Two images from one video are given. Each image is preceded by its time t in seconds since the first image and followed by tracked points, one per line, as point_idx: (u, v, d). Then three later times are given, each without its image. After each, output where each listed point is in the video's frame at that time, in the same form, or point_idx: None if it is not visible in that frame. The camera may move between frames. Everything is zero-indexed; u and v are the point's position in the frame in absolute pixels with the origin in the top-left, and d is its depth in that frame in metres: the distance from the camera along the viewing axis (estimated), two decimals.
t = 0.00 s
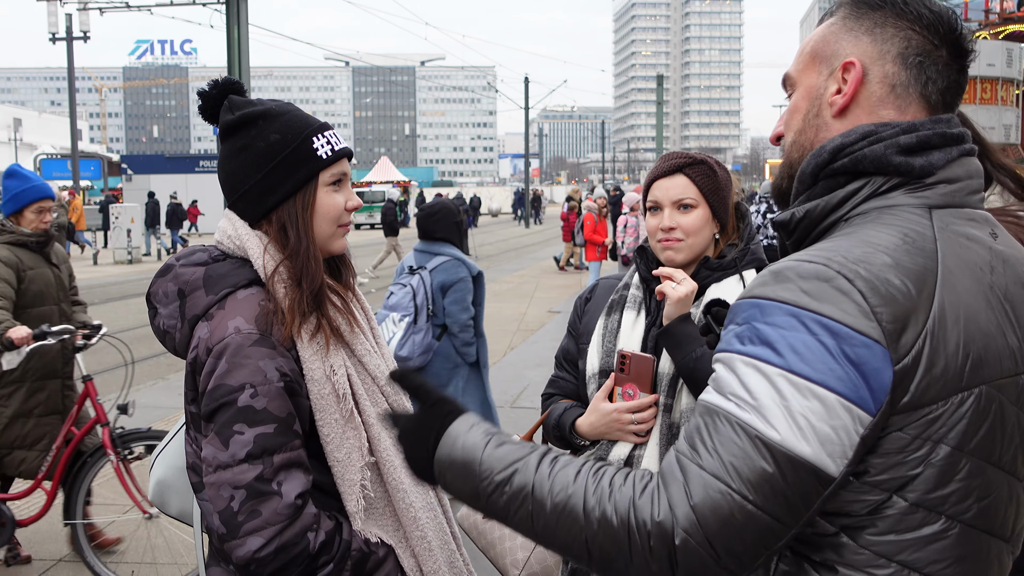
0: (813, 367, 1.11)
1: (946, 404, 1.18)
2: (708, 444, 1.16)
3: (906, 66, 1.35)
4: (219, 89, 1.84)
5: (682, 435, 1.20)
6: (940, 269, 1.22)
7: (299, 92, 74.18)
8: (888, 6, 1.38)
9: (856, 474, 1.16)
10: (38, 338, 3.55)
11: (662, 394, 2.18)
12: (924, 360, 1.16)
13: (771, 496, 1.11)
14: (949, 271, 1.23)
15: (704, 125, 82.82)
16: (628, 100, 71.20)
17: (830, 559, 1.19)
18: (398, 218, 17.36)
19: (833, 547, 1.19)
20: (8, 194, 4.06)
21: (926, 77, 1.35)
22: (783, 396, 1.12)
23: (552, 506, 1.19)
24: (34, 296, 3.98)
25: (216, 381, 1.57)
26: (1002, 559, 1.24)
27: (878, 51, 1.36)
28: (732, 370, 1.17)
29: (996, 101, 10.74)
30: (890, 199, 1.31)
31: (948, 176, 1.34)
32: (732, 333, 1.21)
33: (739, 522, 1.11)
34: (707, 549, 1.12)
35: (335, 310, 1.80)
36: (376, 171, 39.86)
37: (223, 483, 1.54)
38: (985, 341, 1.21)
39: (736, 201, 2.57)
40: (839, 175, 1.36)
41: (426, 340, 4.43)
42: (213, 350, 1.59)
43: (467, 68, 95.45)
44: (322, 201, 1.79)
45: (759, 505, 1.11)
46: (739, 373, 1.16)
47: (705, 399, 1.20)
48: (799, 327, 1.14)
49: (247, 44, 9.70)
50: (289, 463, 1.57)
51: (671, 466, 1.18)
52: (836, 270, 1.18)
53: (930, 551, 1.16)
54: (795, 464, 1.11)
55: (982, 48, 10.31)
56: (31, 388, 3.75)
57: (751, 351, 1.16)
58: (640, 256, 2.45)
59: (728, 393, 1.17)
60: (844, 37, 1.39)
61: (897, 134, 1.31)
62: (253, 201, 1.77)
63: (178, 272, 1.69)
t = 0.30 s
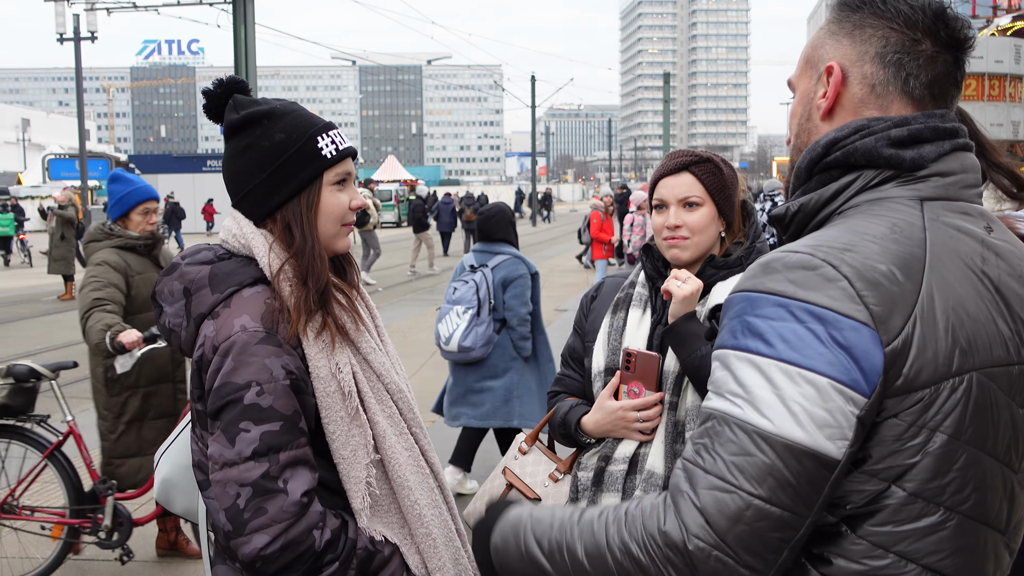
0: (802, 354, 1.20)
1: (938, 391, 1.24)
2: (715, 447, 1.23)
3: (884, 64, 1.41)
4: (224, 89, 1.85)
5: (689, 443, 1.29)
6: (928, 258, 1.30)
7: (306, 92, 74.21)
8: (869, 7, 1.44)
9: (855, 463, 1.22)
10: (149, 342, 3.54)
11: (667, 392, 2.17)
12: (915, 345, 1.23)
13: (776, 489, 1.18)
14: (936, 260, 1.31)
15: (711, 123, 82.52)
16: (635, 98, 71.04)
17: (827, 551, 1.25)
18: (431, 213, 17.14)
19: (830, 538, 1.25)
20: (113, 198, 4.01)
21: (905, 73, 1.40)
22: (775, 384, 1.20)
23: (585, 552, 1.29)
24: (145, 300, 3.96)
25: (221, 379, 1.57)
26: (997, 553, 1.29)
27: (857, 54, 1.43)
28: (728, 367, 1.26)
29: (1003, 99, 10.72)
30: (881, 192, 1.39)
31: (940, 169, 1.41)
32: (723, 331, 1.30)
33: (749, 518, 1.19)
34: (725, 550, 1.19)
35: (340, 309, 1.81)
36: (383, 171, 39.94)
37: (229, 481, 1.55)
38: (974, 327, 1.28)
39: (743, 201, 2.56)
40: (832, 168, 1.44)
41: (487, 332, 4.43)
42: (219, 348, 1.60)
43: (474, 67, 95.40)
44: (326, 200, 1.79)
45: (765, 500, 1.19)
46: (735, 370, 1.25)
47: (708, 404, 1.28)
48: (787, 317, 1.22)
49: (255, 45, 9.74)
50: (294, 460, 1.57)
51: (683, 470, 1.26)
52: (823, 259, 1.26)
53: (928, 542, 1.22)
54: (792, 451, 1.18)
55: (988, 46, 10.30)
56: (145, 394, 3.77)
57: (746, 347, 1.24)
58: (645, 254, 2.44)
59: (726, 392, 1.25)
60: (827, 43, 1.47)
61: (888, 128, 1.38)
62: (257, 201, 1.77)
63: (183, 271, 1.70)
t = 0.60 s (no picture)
0: (792, 364, 1.26)
1: (931, 391, 1.26)
2: (718, 466, 1.32)
3: (872, 66, 1.41)
4: (233, 88, 1.85)
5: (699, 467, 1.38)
6: (920, 259, 1.32)
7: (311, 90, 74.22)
8: (859, 9, 1.43)
9: (852, 463, 1.27)
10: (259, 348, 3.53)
11: (677, 390, 2.17)
12: (906, 347, 1.25)
13: (777, 500, 1.26)
14: (930, 261, 1.32)
15: (717, 120, 82.39)
16: (641, 95, 70.87)
17: (827, 549, 1.30)
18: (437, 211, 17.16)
19: (831, 538, 1.30)
20: (217, 201, 4.13)
21: (893, 75, 1.40)
22: (768, 395, 1.27)
23: None
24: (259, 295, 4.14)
25: (233, 376, 1.58)
26: (994, 549, 1.32)
27: (846, 56, 1.43)
28: (724, 378, 1.34)
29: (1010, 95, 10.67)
30: (877, 193, 1.40)
31: (937, 169, 1.41)
32: (721, 343, 1.37)
33: (756, 530, 1.27)
34: (745, 563, 1.28)
35: (349, 306, 1.81)
36: (389, 169, 39.93)
37: (241, 477, 1.55)
38: (966, 327, 1.29)
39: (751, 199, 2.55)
40: (828, 169, 1.45)
41: (536, 314, 4.39)
42: (231, 345, 1.60)
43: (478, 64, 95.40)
44: (335, 199, 1.79)
45: (768, 511, 1.27)
46: (731, 385, 1.32)
47: (711, 421, 1.36)
48: (779, 327, 1.28)
49: (260, 43, 9.76)
50: (306, 456, 1.58)
51: (697, 492, 1.36)
52: (813, 265, 1.30)
53: (924, 541, 1.25)
54: (789, 461, 1.25)
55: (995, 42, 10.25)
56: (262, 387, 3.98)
57: (738, 360, 1.32)
58: (655, 251, 2.46)
59: (725, 408, 1.33)
60: (820, 45, 1.47)
61: (882, 129, 1.38)
62: (267, 199, 1.77)
63: (193, 268, 1.71)
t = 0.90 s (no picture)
0: (788, 358, 1.26)
1: (925, 388, 1.26)
2: (714, 459, 1.33)
3: (867, 66, 1.41)
4: (243, 86, 1.86)
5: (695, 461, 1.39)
6: (917, 256, 1.32)
7: (315, 88, 74.23)
8: (854, 8, 1.43)
9: (848, 459, 1.28)
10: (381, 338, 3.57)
11: (687, 385, 2.17)
12: (901, 342, 1.26)
13: (769, 493, 1.27)
14: (927, 258, 1.32)
15: (722, 117, 82.33)
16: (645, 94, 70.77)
17: (827, 543, 1.31)
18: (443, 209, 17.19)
19: (829, 531, 1.31)
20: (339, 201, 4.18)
21: (890, 75, 1.40)
22: (763, 390, 1.28)
23: None
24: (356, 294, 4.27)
25: (246, 372, 1.58)
26: (996, 545, 1.33)
27: (843, 55, 1.43)
28: (721, 371, 1.35)
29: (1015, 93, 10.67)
30: (877, 190, 1.40)
31: (936, 166, 1.41)
32: (719, 337, 1.38)
33: (748, 523, 1.28)
34: (736, 556, 1.29)
35: (361, 303, 1.81)
36: (393, 167, 40.02)
37: (255, 473, 1.56)
38: (964, 324, 1.29)
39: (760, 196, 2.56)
40: (828, 168, 1.45)
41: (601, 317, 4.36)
42: (244, 340, 1.61)
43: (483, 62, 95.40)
44: (346, 197, 1.80)
45: (760, 504, 1.27)
46: (728, 379, 1.33)
47: (708, 414, 1.37)
48: (775, 322, 1.29)
49: (265, 41, 9.76)
50: (319, 452, 1.59)
51: (692, 484, 1.37)
52: (810, 262, 1.30)
53: (925, 536, 1.26)
54: (780, 455, 1.26)
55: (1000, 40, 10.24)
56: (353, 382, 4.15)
57: (734, 354, 1.33)
58: (664, 249, 2.40)
59: (720, 401, 1.34)
60: (817, 44, 1.47)
61: (881, 126, 1.38)
62: (278, 196, 1.78)
63: (205, 265, 1.71)
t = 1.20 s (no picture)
0: (787, 356, 1.27)
1: (925, 387, 1.26)
2: (711, 452, 1.33)
3: (874, 63, 1.41)
4: (252, 84, 1.86)
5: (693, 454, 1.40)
6: (920, 255, 1.31)
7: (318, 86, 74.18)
8: (862, 5, 1.43)
9: (847, 456, 1.28)
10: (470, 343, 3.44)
11: (694, 383, 2.17)
12: (902, 342, 1.26)
13: (762, 489, 1.28)
14: (930, 258, 1.31)
15: (725, 116, 82.25)
16: (648, 92, 70.63)
17: (827, 540, 1.31)
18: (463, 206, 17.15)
19: (828, 528, 1.31)
20: (417, 191, 4.08)
21: (898, 72, 1.40)
22: (763, 387, 1.29)
23: None
24: (452, 293, 3.90)
25: (255, 371, 1.59)
26: (999, 544, 1.32)
27: (850, 54, 1.44)
28: (721, 367, 1.36)
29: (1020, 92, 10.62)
30: (883, 188, 1.40)
31: (943, 165, 1.41)
32: (721, 333, 1.39)
33: (740, 518, 1.29)
34: (727, 550, 1.30)
35: (368, 302, 1.82)
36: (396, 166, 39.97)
37: (264, 471, 1.56)
38: (966, 324, 1.29)
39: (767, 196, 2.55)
40: (834, 164, 1.45)
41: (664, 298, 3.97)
42: (252, 339, 1.61)
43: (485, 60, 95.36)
44: (354, 195, 1.80)
45: (755, 500, 1.28)
46: (728, 376, 1.34)
47: (707, 409, 1.38)
48: (776, 319, 1.30)
49: (268, 39, 9.77)
50: (328, 450, 1.59)
51: (689, 477, 1.38)
52: (812, 260, 1.30)
53: (926, 535, 1.26)
54: (776, 453, 1.27)
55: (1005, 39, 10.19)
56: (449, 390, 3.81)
57: (735, 350, 1.34)
58: (672, 246, 2.44)
59: (719, 396, 1.35)
60: (824, 42, 1.47)
61: (889, 125, 1.38)
62: (287, 194, 1.78)
63: (213, 263, 1.71)
